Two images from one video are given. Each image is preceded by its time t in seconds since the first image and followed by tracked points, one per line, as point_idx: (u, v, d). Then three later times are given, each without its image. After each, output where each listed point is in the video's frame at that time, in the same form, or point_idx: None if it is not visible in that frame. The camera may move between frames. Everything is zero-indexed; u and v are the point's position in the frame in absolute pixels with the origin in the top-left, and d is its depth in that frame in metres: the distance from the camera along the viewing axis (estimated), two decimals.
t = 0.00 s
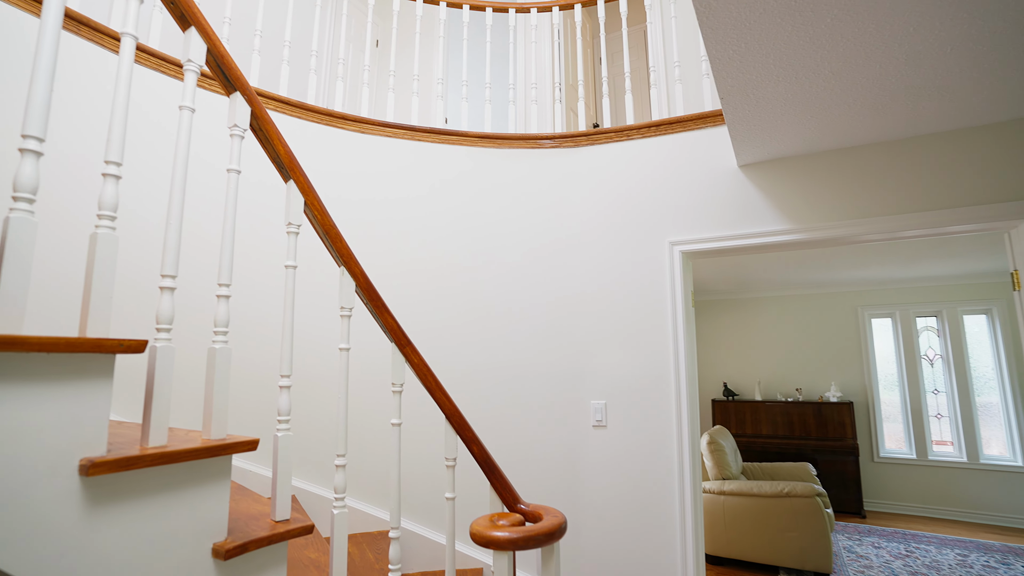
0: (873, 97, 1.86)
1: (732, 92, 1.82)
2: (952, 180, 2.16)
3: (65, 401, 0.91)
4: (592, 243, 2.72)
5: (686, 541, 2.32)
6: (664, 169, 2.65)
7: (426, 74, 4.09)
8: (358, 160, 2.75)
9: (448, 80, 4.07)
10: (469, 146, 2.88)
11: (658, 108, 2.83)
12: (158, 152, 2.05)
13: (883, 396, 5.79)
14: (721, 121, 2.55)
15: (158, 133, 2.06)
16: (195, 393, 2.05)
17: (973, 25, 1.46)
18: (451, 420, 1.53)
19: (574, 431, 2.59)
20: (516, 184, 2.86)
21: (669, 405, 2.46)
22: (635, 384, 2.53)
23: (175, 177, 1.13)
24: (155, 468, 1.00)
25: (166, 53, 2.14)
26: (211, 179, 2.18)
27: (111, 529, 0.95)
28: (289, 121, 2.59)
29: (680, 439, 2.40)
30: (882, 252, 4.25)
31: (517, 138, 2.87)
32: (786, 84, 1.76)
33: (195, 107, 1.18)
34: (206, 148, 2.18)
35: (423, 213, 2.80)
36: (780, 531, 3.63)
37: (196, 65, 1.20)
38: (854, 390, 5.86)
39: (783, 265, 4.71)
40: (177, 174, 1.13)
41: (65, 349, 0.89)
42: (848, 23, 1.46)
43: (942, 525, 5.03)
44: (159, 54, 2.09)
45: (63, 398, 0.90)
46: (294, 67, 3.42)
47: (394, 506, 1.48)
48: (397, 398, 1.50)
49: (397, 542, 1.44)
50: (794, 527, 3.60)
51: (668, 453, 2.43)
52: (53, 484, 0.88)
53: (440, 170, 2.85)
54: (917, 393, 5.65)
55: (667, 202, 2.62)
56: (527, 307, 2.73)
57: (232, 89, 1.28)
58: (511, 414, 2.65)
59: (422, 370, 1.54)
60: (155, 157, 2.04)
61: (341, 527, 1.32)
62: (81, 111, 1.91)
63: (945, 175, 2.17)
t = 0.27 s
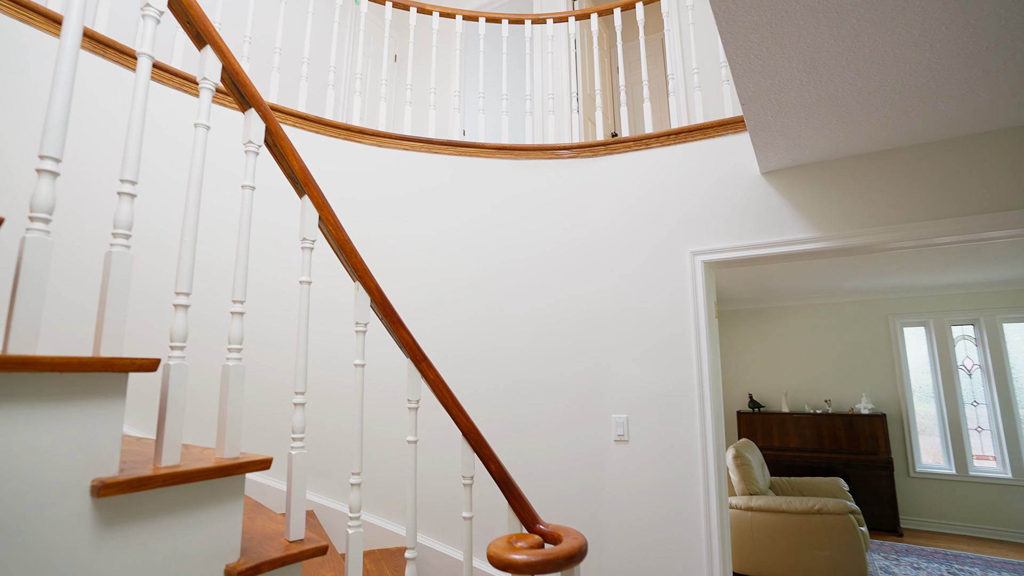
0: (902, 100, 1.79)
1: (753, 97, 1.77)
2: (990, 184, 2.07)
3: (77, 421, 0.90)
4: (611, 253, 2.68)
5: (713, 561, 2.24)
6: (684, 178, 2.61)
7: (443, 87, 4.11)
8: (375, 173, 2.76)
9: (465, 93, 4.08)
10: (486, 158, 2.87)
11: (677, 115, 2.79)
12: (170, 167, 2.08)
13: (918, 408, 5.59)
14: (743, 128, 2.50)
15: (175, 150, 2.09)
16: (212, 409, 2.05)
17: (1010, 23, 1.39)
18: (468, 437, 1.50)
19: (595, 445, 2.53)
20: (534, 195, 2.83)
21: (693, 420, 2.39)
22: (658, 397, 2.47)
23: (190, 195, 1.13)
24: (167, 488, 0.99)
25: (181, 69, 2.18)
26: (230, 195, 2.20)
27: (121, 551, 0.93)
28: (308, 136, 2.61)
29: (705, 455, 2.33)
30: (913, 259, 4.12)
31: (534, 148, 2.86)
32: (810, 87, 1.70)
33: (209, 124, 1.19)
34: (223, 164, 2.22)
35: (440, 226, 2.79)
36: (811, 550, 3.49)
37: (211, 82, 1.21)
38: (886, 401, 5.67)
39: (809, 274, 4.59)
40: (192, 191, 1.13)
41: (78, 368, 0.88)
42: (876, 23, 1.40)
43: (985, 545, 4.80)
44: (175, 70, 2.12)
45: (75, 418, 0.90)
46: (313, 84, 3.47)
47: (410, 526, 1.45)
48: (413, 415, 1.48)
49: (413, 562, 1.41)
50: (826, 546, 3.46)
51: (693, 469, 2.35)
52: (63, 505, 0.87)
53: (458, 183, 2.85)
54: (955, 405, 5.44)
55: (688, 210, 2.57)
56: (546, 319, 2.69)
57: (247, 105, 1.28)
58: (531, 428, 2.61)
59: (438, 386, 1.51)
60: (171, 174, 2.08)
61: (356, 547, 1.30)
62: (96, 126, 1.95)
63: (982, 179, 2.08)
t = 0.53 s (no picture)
0: (933, 102, 1.72)
1: (775, 103, 1.73)
2: None
3: (90, 441, 0.89)
4: (630, 264, 2.64)
5: None
6: (704, 186, 2.56)
7: (460, 100, 4.13)
8: (393, 187, 2.77)
9: (483, 105, 4.09)
10: (504, 170, 2.86)
11: (697, 123, 2.75)
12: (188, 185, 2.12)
13: (956, 420, 5.37)
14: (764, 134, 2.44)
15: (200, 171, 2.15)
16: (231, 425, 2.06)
17: None
18: (486, 455, 1.47)
19: (617, 461, 2.47)
20: (551, 207, 2.81)
21: (718, 435, 2.32)
22: (681, 412, 2.40)
23: (204, 212, 1.13)
24: (179, 509, 0.98)
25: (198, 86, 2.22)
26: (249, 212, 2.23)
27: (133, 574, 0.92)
28: (327, 152, 2.63)
29: (732, 471, 2.26)
30: (947, 266, 3.97)
31: (552, 159, 2.84)
32: (834, 92, 1.65)
33: (224, 141, 1.19)
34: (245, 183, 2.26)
35: (457, 239, 2.78)
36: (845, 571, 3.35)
37: (226, 100, 1.22)
38: (922, 414, 5.47)
39: (837, 283, 4.47)
40: (206, 208, 1.14)
41: (91, 388, 0.88)
42: (903, 23, 1.35)
43: None
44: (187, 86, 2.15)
45: (87, 437, 0.89)
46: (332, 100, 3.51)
47: (426, 546, 1.42)
48: (430, 432, 1.46)
49: None
50: (862, 566, 3.32)
51: (719, 486, 2.28)
52: (75, 527, 0.86)
53: (475, 195, 2.84)
54: (996, 418, 5.22)
55: (710, 220, 2.52)
56: (565, 331, 2.66)
57: (261, 122, 1.30)
58: (551, 444, 2.56)
59: (454, 403, 1.49)
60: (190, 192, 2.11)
61: (371, 568, 1.27)
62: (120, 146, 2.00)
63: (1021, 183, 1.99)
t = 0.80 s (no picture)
0: (963, 104, 1.65)
1: (796, 108, 1.68)
2: None
3: (102, 460, 0.89)
4: (649, 275, 2.59)
5: None
6: (725, 194, 2.51)
7: (476, 113, 4.15)
8: (410, 201, 2.77)
9: (499, 117, 4.10)
10: (520, 182, 2.85)
11: (716, 131, 2.71)
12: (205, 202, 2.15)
13: (996, 434, 5.15)
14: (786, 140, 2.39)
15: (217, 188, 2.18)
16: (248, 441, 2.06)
17: None
18: (503, 473, 1.43)
19: (639, 477, 2.41)
20: (569, 218, 2.79)
21: (744, 450, 2.24)
22: (705, 426, 2.34)
23: (219, 229, 1.14)
24: (191, 529, 0.97)
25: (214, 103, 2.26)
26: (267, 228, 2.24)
27: None
28: (344, 167, 2.65)
29: (759, 488, 2.18)
30: (982, 273, 3.83)
31: (569, 170, 2.82)
32: (858, 95, 1.59)
33: (239, 157, 1.20)
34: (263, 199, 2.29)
35: (474, 252, 2.77)
36: None
37: (241, 117, 1.24)
38: (960, 427, 5.26)
39: (865, 291, 4.34)
40: (220, 225, 1.14)
41: (103, 406, 0.88)
42: (931, 24, 1.29)
43: None
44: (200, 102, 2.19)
45: (99, 456, 0.88)
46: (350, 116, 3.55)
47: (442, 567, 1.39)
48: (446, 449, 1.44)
49: None
50: None
51: (746, 504, 2.20)
52: (86, 547, 0.86)
53: (491, 208, 2.83)
54: None
55: (731, 229, 2.46)
56: (584, 344, 2.62)
57: (276, 138, 1.31)
58: (572, 459, 2.51)
59: (470, 419, 1.46)
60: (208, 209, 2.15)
61: None
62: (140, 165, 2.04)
63: None
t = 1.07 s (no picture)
0: (997, 104, 1.59)
1: (819, 112, 1.63)
2: None
3: (111, 480, 0.87)
4: (669, 286, 2.54)
5: None
6: (746, 202, 2.45)
7: (491, 126, 4.15)
8: (425, 214, 2.76)
9: (515, 130, 4.09)
10: (537, 194, 2.83)
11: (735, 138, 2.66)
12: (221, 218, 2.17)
13: None
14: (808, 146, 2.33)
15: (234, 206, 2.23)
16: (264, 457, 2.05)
17: None
18: (521, 492, 1.39)
19: (661, 493, 2.34)
20: (586, 229, 2.75)
21: (771, 466, 2.16)
22: (729, 441, 2.26)
23: (231, 245, 1.13)
24: (201, 551, 0.95)
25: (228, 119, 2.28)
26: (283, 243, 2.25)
27: None
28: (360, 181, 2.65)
29: (787, 506, 2.09)
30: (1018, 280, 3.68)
31: (586, 181, 2.79)
32: (885, 97, 1.54)
33: (252, 173, 1.19)
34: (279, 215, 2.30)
35: (490, 264, 2.75)
36: None
37: (253, 133, 1.23)
38: (999, 440, 5.04)
39: (894, 300, 4.21)
40: (233, 241, 1.13)
41: (112, 426, 0.87)
42: (961, 20, 1.23)
43: None
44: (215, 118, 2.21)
45: (108, 477, 0.87)
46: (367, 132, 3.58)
47: None
48: (461, 468, 1.40)
49: None
50: None
51: (774, 523, 2.11)
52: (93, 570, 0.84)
53: (508, 220, 2.81)
54: None
55: (752, 238, 2.41)
56: (603, 357, 2.57)
57: (289, 153, 1.31)
58: (592, 475, 2.45)
59: (487, 436, 1.43)
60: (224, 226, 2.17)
61: None
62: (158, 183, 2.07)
63: None
